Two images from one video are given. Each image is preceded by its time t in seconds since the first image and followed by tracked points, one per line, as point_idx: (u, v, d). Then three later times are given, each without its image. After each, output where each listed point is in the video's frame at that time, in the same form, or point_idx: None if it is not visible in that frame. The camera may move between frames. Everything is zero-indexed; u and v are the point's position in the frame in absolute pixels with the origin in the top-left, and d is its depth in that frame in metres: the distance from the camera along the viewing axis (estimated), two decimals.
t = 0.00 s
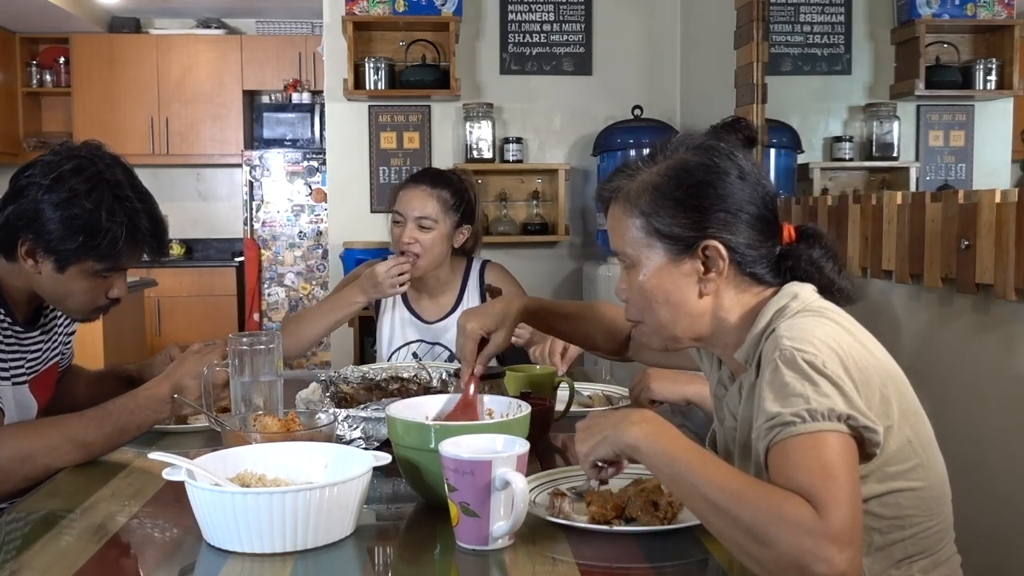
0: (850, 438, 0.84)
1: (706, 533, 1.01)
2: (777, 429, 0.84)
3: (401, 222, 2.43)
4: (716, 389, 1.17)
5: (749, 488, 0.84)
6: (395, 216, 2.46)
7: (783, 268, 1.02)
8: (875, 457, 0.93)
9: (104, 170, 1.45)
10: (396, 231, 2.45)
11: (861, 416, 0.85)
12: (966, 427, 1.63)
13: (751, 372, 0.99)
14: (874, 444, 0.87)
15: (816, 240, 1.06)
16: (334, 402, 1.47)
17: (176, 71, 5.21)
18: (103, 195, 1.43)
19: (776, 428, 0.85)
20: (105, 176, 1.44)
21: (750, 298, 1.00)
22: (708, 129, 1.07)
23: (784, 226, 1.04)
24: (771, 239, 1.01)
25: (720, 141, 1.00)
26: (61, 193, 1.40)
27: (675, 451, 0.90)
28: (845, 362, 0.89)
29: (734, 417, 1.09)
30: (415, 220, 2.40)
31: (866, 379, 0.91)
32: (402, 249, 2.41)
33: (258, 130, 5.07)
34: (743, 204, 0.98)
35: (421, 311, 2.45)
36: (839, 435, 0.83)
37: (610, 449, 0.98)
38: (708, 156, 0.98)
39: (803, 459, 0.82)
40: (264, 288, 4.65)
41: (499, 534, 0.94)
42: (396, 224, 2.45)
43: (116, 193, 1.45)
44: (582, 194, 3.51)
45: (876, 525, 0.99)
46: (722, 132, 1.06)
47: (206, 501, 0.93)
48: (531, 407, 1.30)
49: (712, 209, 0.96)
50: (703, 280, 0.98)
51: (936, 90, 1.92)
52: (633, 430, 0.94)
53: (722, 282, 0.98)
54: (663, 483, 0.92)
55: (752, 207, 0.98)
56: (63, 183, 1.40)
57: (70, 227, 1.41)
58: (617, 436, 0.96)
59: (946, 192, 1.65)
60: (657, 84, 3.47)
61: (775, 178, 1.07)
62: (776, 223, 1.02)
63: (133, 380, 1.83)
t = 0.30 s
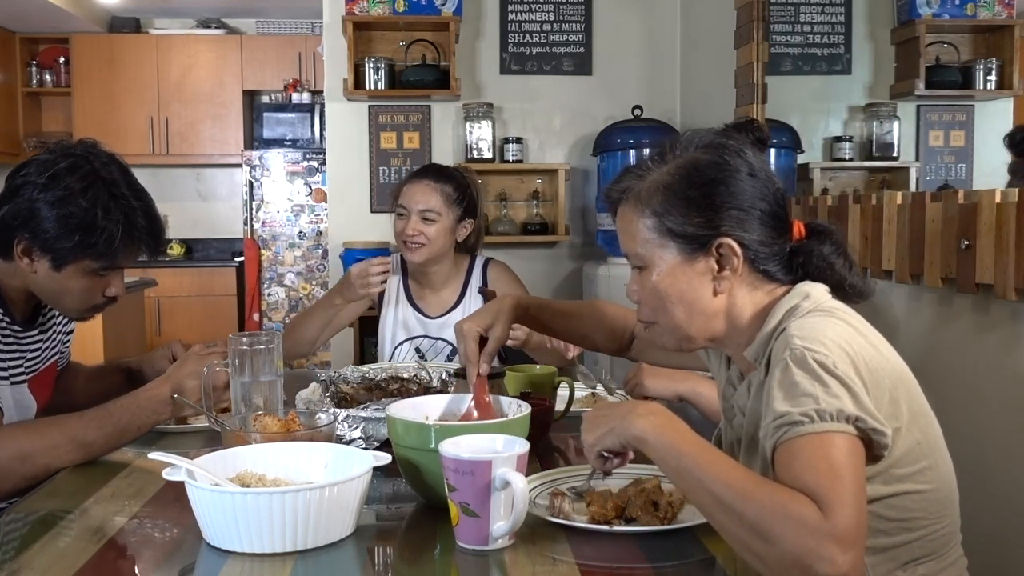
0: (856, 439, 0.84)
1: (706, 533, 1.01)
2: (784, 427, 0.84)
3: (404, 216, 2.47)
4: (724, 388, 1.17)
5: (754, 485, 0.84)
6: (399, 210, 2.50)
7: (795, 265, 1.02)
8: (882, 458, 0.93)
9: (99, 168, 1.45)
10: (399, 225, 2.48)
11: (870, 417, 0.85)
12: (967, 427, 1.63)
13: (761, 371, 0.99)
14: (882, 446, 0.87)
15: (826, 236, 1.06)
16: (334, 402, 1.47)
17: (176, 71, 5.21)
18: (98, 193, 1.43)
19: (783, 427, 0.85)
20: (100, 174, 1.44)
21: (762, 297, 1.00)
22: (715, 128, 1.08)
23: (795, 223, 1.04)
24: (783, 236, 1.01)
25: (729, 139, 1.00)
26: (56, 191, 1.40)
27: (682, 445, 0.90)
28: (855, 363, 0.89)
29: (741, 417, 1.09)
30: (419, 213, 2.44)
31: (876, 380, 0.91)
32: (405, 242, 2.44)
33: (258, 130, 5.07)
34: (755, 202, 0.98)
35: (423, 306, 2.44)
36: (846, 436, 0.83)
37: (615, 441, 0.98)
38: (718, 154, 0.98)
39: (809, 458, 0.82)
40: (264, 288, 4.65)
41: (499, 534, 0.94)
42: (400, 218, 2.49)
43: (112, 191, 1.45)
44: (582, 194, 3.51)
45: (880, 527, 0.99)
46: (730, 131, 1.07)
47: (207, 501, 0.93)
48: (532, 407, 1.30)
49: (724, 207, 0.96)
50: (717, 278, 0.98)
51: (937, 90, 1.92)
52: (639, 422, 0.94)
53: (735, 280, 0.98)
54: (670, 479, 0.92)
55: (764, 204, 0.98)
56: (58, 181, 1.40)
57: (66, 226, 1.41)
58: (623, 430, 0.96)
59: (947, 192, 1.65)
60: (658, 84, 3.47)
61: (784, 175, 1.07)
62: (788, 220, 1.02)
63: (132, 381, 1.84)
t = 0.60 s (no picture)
0: (854, 439, 0.84)
1: (706, 533, 1.01)
2: (782, 427, 0.84)
3: (413, 218, 2.47)
4: (722, 388, 1.17)
5: (753, 485, 0.84)
6: (408, 211, 2.49)
7: (792, 264, 1.02)
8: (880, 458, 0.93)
9: (94, 168, 1.45)
10: (408, 226, 2.47)
11: (867, 417, 0.85)
12: (966, 427, 1.63)
13: (758, 370, 0.99)
14: (880, 445, 0.87)
15: (826, 237, 1.06)
16: (334, 402, 1.47)
17: (176, 71, 5.21)
18: (92, 192, 1.43)
19: (781, 427, 0.84)
20: (94, 173, 1.44)
21: (760, 296, 1.00)
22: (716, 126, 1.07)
23: (793, 222, 1.04)
24: (780, 236, 1.01)
25: (729, 137, 1.00)
26: (51, 190, 1.40)
27: (680, 445, 0.90)
28: (852, 362, 0.89)
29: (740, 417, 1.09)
30: (427, 215, 2.43)
31: (873, 379, 0.91)
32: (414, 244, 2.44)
33: (258, 130, 5.06)
34: (753, 200, 0.97)
35: (429, 304, 2.45)
36: (844, 436, 0.83)
37: (613, 442, 0.98)
38: (718, 152, 0.98)
39: (808, 458, 0.82)
40: (264, 288, 4.65)
41: (499, 534, 0.94)
42: (409, 219, 2.49)
43: (106, 190, 1.45)
44: (582, 194, 3.51)
45: (879, 526, 0.99)
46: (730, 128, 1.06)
47: (207, 501, 0.93)
48: (531, 407, 1.30)
49: (722, 205, 0.96)
50: (715, 277, 0.98)
51: (936, 90, 1.92)
52: (637, 422, 0.94)
53: (733, 278, 0.98)
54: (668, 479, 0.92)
55: (763, 204, 0.98)
56: (53, 180, 1.40)
57: (61, 225, 1.41)
58: (621, 430, 0.96)
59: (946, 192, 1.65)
60: (657, 84, 3.47)
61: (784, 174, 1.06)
62: (786, 219, 1.02)
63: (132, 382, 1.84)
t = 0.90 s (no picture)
0: (853, 439, 0.84)
1: (706, 532, 1.01)
2: (781, 428, 0.84)
3: (420, 227, 2.43)
4: (721, 388, 1.17)
5: (751, 485, 0.84)
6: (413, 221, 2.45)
7: (790, 264, 1.02)
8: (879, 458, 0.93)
9: (94, 167, 1.45)
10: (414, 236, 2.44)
11: (865, 417, 0.85)
12: (966, 427, 1.63)
13: (756, 371, 0.99)
14: (878, 445, 0.87)
15: (822, 236, 1.06)
16: (334, 402, 1.47)
17: (176, 70, 5.21)
18: (91, 191, 1.43)
19: (779, 427, 0.84)
20: (94, 173, 1.44)
21: (757, 297, 1.00)
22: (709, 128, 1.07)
23: (789, 222, 1.04)
24: (777, 237, 1.01)
25: (723, 139, 1.00)
26: (51, 190, 1.40)
27: (680, 445, 0.90)
28: (850, 362, 0.89)
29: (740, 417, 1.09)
30: (435, 225, 2.40)
31: (871, 379, 0.91)
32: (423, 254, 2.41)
33: (258, 130, 5.06)
34: (749, 201, 0.98)
35: (432, 303, 2.44)
36: (842, 436, 0.83)
37: (611, 443, 0.98)
38: (712, 155, 0.98)
39: (807, 458, 0.82)
40: (264, 288, 4.65)
41: (499, 534, 0.94)
42: (415, 229, 2.45)
43: (106, 189, 1.45)
44: (582, 194, 3.51)
45: (878, 526, 0.99)
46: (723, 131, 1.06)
47: (207, 501, 0.93)
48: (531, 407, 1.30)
49: (718, 207, 0.96)
50: (712, 278, 0.98)
51: (936, 90, 1.91)
52: (636, 423, 0.94)
53: (731, 278, 0.98)
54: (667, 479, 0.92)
55: (758, 204, 0.98)
56: (53, 179, 1.40)
57: (60, 224, 1.41)
58: (620, 431, 0.96)
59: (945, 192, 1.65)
60: (657, 84, 3.47)
61: (779, 175, 1.07)
62: (782, 220, 1.02)
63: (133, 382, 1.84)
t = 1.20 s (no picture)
0: (861, 441, 0.84)
1: (708, 533, 1.01)
2: (789, 426, 0.84)
3: (426, 241, 2.37)
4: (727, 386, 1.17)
5: (758, 482, 0.84)
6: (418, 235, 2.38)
7: (800, 258, 1.03)
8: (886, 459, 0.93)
9: (99, 166, 1.45)
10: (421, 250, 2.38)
11: (874, 419, 0.85)
12: (967, 428, 1.63)
13: (766, 369, 1.00)
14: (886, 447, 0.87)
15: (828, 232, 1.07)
16: (334, 402, 1.47)
17: (176, 70, 5.21)
18: (96, 189, 1.43)
19: (788, 426, 0.84)
20: (99, 171, 1.44)
21: (768, 293, 1.01)
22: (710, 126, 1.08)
23: (796, 217, 1.05)
24: (785, 231, 1.01)
25: (728, 135, 1.00)
26: (56, 188, 1.40)
27: (688, 439, 0.90)
28: (861, 363, 0.89)
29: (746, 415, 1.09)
30: (442, 239, 2.35)
31: (881, 379, 0.91)
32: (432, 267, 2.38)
33: (258, 130, 5.05)
34: (757, 196, 0.98)
35: (433, 304, 2.45)
36: (850, 437, 0.83)
37: (620, 433, 0.99)
38: (718, 151, 0.98)
39: (814, 458, 0.82)
40: (264, 288, 4.65)
41: (499, 534, 0.94)
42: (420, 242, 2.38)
43: (110, 188, 1.45)
44: (582, 194, 3.51)
45: (881, 527, 0.99)
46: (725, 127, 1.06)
47: (207, 501, 0.93)
48: (533, 407, 1.30)
49: (728, 203, 0.96)
50: (725, 275, 0.98)
51: (937, 90, 1.91)
52: (646, 414, 0.95)
53: (744, 273, 0.98)
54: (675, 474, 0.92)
55: (766, 199, 0.98)
56: (57, 178, 1.40)
57: (65, 222, 1.41)
58: (629, 421, 0.97)
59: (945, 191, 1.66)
60: (657, 84, 3.47)
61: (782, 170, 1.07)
62: (789, 214, 1.03)
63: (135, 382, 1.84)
